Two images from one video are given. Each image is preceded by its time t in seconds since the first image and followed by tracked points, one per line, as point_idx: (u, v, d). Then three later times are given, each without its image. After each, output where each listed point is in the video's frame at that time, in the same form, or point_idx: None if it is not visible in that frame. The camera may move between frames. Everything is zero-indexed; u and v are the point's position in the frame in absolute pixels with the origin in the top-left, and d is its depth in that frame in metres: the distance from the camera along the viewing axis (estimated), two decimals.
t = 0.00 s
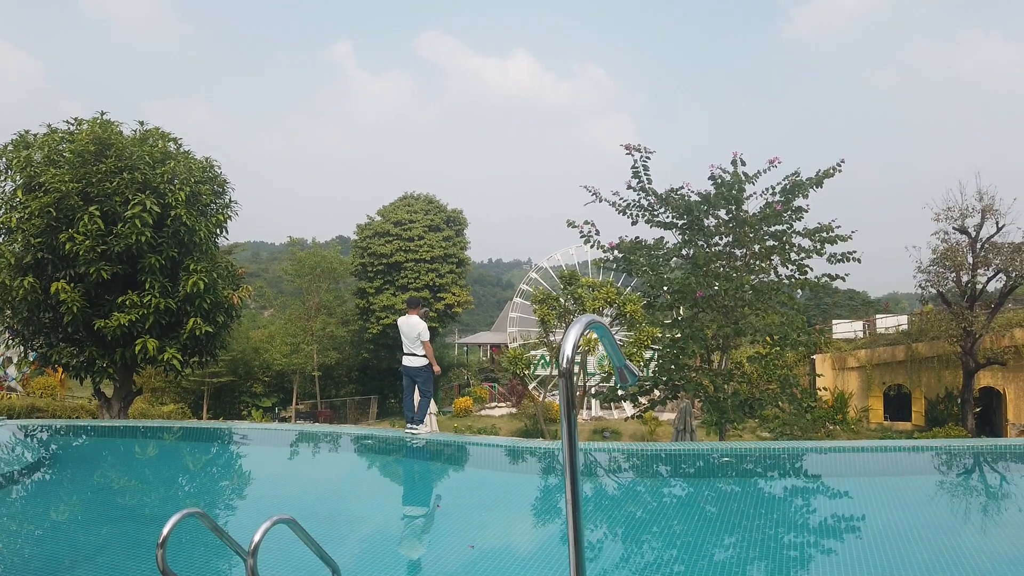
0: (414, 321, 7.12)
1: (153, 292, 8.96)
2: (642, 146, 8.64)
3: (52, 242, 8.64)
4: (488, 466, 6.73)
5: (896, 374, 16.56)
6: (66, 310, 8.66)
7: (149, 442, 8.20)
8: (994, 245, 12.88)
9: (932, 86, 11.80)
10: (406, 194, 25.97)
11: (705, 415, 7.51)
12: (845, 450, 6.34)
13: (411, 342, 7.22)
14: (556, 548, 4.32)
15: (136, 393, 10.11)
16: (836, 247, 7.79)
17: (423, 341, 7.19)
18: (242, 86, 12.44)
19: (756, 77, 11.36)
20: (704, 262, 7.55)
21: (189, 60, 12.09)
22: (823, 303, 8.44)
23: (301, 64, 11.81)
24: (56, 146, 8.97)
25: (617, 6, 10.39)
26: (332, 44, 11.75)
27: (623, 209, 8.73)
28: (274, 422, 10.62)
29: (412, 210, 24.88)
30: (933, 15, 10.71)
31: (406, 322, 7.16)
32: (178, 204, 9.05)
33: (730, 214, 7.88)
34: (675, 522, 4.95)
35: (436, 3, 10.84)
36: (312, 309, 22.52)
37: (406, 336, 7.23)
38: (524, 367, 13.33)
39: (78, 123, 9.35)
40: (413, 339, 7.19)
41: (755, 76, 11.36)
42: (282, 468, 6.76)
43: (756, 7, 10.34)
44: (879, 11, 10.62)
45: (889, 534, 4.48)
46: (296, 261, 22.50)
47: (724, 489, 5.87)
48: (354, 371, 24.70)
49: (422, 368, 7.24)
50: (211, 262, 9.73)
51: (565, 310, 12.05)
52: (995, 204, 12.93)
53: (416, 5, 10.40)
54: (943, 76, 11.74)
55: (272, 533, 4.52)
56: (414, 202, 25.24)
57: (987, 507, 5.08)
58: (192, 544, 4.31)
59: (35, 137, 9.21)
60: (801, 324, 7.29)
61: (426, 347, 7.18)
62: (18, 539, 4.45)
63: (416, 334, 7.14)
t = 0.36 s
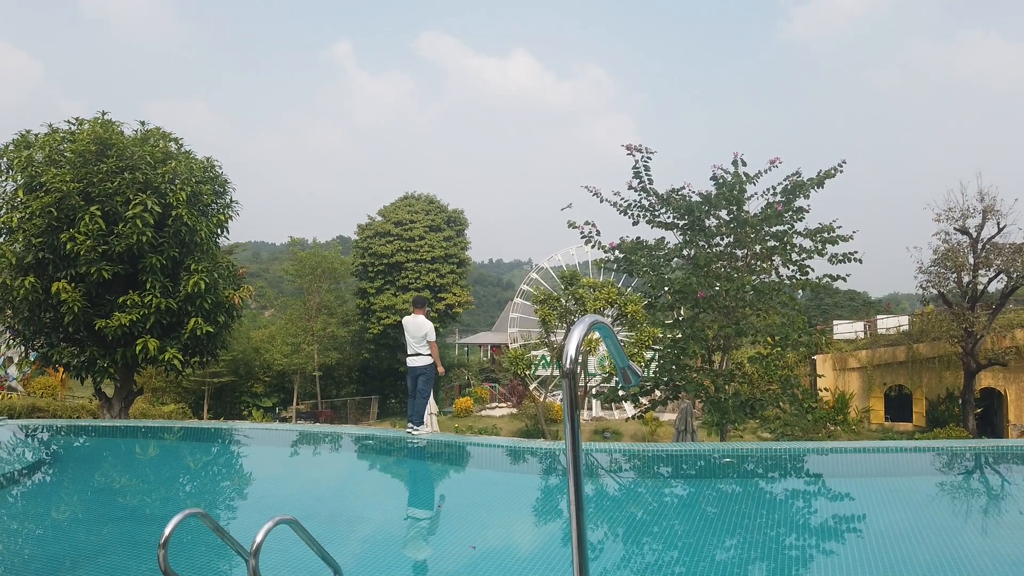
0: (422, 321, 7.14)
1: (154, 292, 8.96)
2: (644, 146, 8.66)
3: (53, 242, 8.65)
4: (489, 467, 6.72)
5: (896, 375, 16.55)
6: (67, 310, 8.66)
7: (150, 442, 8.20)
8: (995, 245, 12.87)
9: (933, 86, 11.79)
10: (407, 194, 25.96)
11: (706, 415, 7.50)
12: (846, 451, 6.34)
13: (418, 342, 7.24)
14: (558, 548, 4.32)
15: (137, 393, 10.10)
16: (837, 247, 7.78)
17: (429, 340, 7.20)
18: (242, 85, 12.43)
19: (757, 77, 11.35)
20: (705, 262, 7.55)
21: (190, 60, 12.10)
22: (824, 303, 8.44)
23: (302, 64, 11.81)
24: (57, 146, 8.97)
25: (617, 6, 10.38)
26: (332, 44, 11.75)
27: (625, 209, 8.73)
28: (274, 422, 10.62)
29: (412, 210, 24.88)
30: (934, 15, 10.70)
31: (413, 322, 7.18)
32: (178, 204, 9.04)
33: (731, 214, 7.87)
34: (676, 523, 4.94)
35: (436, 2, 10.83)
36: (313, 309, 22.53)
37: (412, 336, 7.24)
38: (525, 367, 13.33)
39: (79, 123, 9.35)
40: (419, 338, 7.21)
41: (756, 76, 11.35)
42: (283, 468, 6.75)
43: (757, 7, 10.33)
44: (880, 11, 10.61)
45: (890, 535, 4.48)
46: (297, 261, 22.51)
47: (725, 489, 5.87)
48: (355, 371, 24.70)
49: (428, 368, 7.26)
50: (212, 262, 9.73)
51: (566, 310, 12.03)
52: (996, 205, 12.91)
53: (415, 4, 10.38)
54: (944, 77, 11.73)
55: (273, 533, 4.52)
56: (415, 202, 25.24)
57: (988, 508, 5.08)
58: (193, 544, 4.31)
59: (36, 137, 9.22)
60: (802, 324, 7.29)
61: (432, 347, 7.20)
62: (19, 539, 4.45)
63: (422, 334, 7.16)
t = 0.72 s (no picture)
0: (424, 322, 7.13)
1: (154, 292, 8.96)
2: (645, 146, 8.67)
3: (53, 242, 8.65)
4: (489, 467, 6.72)
5: (897, 375, 16.54)
6: (67, 310, 8.66)
7: (150, 442, 8.20)
8: (996, 245, 12.86)
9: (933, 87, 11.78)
10: (407, 194, 25.95)
11: (706, 415, 7.51)
12: (847, 451, 6.33)
13: (419, 342, 7.24)
14: (559, 549, 4.32)
15: (137, 393, 10.10)
16: (838, 247, 7.78)
17: (431, 341, 7.21)
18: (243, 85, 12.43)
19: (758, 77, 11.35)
20: (706, 262, 7.54)
21: (191, 60, 12.10)
22: (824, 303, 8.44)
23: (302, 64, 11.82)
24: (58, 145, 8.97)
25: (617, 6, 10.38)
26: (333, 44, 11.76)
27: (625, 209, 8.73)
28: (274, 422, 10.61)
29: (413, 210, 24.88)
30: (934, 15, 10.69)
31: (415, 322, 7.18)
32: (179, 204, 9.05)
33: (732, 214, 7.87)
34: (676, 522, 4.95)
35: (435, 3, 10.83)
36: (313, 309, 22.54)
37: (414, 336, 7.24)
38: (525, 367, 13.33)
39: (80, 123, 9.36)
40: (421, 339, 7.21)
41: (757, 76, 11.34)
42: (284, 468, 6.75)
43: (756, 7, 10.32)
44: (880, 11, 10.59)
45: (890, 535, 4.48)
46: (297, 261, 22.51)
47: (725, 489, 5.87)
48: (355, 371, 24.70)
49: (428, 368, 7.26)
50: (212, 262, 9.73)
51: (567, 310, 12.02)
52: (997, 205, 12.90)
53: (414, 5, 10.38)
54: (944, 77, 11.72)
55: (273, 533, 4.52)
56: (415, 202, 25.25)
57: (989, 508, 5.08)
58: (193, 544, 4.31)
59: (37, 137, 9.22)
60: (803, 324, 7.28)
61: (434, 348, 7.20)
62: (19, 539, 4.45)
63: (424, 335, 7.17)
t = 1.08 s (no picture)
0: (423, 323, 7.13)
1: (156, 292, 8.97)
2: (647, 147, 8.68)
3: (55, 242, 8.65)
4: (491, 467, 6.73)
5: (898, 375, 16.52)
6: (69, 311, 8.67)
7: (152, 442, 8.21)
8: (998, 245, 12.85)
9: (934, 87, 11.77)
10: (408, 194, 25.96)
11: (708, 415, 7.51)
12: (849, 451, 6.33)
13: (419, 343, 7.24)
14: (560, 549, 4.32)
15: (139, 393, 10.11)
16: (839, 247, 7.77)
17: (431, 342, 7.21)
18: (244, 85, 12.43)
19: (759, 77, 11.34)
20: (707, 262, 7.54)
21: (192, 60, 12.12)
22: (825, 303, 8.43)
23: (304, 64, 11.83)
24: (59, 146, 8.98)
25: (617, 6, 10.39)
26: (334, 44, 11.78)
27: (627, 209, 8.73)
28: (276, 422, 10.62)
29: (414, 210, 24.89)
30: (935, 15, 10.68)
31: (415, 323, 7.18)
32: (180, 204, 9.06)
33: (733, 214, 7.86)
34: (678, 522, 4.95)
35: (435, 3, 10.84)
36: (315, 309, 22.57)
37: (413, 337, 7.24)
38: (527, 367, 13.33)
39: (81, 124, 9.37)
40: (421, 340, 7.21)
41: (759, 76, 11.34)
42: (285, 468, 6.76)
43: (757, 7, 10.32)
44: (881, 11, 10.59)
45: (891, 535, 4.48)
46: (299, 261, 22.54)
47: (727, 489, 5.87)
48: (356, 371, 24.70)
49: (427, 368, 7.26)
50: (213, 262, 9.74)
51: (568, 310, 12.03)
52: (998, 205, 12.88)
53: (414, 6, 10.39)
54: (945, 77, 11.72)
55: (275, 533, 4.52)
56: (417, 202, 25.25)
57: (991, 508, 5.07)
58: (195, 544, 4.31)
59: (38, 138, 9.23)
60: (804, 324, 7.28)
61: (434, 348, 7.21)
62: (21, 539, 4.45)
63: (424, 335, 7.17)
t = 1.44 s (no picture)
0: (421, 323, 7.14)
1: (159, 292, 8.99)
2: (649, 147, 8.68)
3: (57, 243, 8.67)
4: (493, 467, 6.73)
5: (900, 375, 16.51)
6: (71, 311, 8.68)
7: (154, 442, 8.21)
8: (1000, 245, 12.82)
9: (935, 87, 11.77)
10: (410, 194, 25.98)
11: (710, 415, 7.51)
12: (851, 451, 6.32)
13: (417, 343, 7.24)
14: (562, 549, 4.32)
15: (141, 394, 10.13)
16: (841, 247, 7.76)
17: (430, 342, 7.20)
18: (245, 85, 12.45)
19: (760, 77, 11.35)
20: (709, 262, 7.54)
21: (193, 61, 12.15)
22: (828, 303, 8.42)
23: (304, 64, 11.86)
24: (62, 147, 9.00)
25: (618, 6, 10.39)
26: (335, 44, 11.80)
27: (629, 209, 8.73)
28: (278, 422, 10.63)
29: (416, 210, 24.92)
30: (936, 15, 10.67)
31: (414, 322, 7.19)
32: (182, 205, 9.08)
33: (735, 214, 7.85)
34: (680, 522, 4.95)
35: (436, 4, 10.84)
36: (317, 309, 22.60)
37: (412, 337, 7.24)
38: (528, 367, 13.33)
39: (84, 124, 9.38)
40: (420, 340, 7.21)
41: (760, 76, 11.34)
42: (287, 468, 6.76)
43: (757, 8, 10.32)
44: (881, 11, 10.58)
45: (894, 536, 4.47)
46: (300, 262, 22.57)
47: (729, 490, 5.86)
48: (358, 372, 24.71)
49: (425, 368, 7.25)
50: (216, 263, 9.75)
51: (570, 310, 12.04)
52: (1001, 205, 12.86)
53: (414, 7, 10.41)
54: (946, 77, 11.70)
55: (277, 534, 4.53)
56: (418, 203, 25.28)
57: (993, 508, 5.07)
58: (198, 545, 4.32)
59: (41, 138, 9.24)
60: (806, 324, 7.27)
61: (432, 348, 7.20)
62: (24, 539, 4.46)
63: (422, 335, 7.17)
